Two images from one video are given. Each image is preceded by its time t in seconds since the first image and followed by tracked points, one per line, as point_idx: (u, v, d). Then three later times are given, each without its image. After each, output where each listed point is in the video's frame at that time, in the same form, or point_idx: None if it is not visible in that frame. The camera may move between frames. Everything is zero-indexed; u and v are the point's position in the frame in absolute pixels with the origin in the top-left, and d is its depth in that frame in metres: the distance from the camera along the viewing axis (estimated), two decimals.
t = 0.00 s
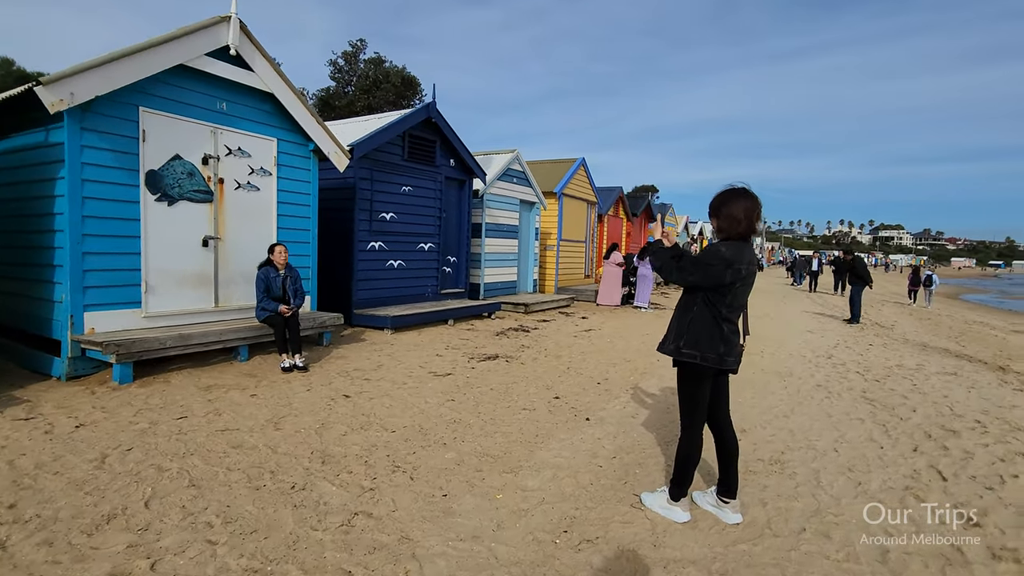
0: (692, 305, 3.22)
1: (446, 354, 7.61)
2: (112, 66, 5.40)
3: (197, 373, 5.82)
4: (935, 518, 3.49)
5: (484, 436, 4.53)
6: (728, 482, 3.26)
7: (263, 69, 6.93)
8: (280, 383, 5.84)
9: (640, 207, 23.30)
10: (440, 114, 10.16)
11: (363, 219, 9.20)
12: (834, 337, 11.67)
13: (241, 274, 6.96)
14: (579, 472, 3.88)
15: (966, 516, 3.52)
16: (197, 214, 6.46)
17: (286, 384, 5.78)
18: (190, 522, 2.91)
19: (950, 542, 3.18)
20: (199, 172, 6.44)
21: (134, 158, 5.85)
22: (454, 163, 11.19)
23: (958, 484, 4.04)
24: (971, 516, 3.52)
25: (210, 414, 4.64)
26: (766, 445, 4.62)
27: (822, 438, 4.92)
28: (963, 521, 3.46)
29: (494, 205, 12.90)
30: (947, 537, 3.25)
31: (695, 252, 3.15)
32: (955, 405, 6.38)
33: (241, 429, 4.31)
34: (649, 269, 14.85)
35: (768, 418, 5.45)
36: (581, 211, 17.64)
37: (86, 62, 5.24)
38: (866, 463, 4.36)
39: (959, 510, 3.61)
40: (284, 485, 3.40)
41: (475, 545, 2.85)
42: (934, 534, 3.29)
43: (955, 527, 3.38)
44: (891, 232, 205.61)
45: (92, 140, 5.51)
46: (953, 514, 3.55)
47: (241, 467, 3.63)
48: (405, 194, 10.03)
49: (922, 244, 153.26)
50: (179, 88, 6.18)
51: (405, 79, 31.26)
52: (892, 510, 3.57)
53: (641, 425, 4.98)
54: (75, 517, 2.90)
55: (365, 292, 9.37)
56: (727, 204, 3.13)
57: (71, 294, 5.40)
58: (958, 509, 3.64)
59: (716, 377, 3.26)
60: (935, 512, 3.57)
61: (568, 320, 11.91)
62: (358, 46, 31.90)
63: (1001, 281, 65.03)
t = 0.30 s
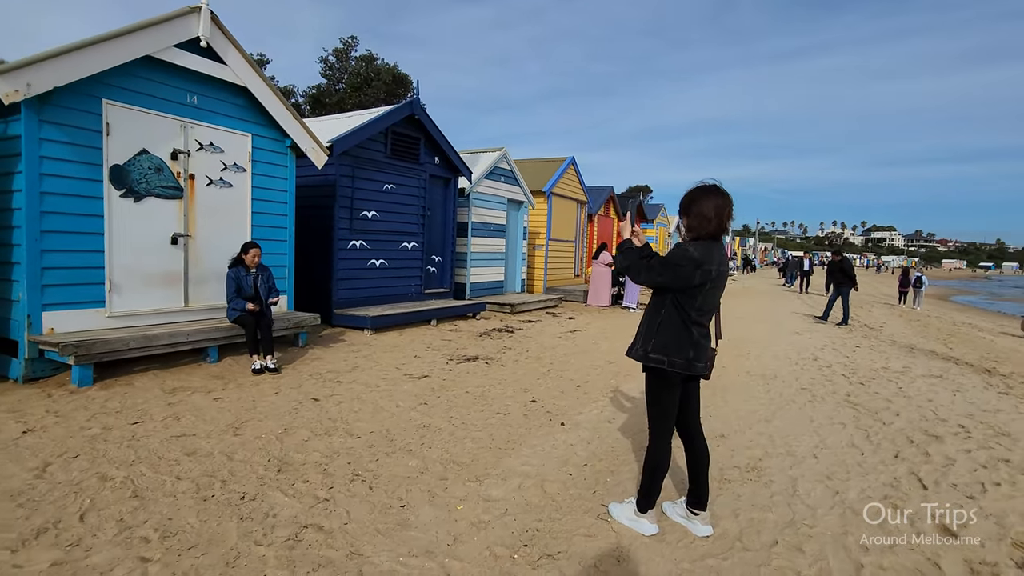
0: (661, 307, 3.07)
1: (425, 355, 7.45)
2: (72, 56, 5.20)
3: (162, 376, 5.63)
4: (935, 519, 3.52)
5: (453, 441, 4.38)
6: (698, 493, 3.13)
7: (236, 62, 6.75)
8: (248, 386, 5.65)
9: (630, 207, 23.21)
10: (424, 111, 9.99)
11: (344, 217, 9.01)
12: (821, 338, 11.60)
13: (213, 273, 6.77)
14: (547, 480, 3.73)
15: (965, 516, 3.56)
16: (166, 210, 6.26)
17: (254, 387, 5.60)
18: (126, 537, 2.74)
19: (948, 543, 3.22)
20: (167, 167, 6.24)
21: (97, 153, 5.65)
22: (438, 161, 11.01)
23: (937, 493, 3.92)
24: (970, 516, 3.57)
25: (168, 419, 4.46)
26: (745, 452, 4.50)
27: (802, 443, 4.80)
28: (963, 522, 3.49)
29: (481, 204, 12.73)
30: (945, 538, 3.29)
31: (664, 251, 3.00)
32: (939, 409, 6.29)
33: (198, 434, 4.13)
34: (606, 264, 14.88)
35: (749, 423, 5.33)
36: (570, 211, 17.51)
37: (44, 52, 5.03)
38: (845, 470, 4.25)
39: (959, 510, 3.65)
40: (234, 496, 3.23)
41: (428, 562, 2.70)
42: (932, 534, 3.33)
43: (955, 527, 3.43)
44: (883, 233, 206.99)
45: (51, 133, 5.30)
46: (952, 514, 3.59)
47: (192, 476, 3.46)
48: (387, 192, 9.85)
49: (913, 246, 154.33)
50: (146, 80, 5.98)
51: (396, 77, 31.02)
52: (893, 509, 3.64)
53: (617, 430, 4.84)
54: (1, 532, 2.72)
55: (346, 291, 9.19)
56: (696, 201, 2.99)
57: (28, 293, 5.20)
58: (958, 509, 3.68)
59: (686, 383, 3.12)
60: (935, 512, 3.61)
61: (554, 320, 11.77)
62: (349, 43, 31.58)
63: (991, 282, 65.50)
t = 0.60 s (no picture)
0: (640, 310, 2.92)
1: (413, 357, 7.32)
2: (48, 51, 5.09)
3: (141, 377, 5.52)
4: (936, 519, 3.56)
5: (432, 447, 4.24)
6: (678, 505, 2.99)
7: (220, 58, 6.63)
8: (228, 388, 5.53)
9: (630, 206, 23.06)
10: (417, 109, 9.86)
11: (335, 216, 8.88)
12: (821, 340, 11.41)
13: (197, 272, 6.65)
14: (525, 489, 3.59)
15: (966, 516, 3.60)
16: (148, 208, 6.15)
17: (234, 389, 5.48)
18: (74, 550, 2.62)
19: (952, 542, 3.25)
20: (149, 165, 6.12)
21: (76, 149, 5.54)
22: (432, 159, 10.87)
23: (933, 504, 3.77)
24: (971, 517, 3.60)
25: (140, 422, 4.34)
26: (734, 459, 4.35)
27: (794, 450, 4.64)
28: (965, 522, 3.53)
29: (476, 203, 12.59)
30: (948, 538, 3.32)
31: (643, 252, 2.85)
32: (938, 415, 6.12)
33: (168, 439, 4.01)
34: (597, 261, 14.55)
35: (741, 428, 5.18)
36: (568, 210, 17.36)
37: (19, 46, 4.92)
38: (837, 479, 4.09)
39: (959, 510, 3.68)
40: (195, 505, 3.11)
41: None
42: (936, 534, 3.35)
43: (956, 527, 3.46)
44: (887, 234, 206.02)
45: (26, 129, 5.20)
46: (953, 514, 3.62)
47: (155, 483, 3.33)
48: (380, 191, 9.72)
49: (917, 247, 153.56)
50: (128, 76, 5.86)
51: (396, 77, 30.91)
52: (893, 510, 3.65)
53: (603, 436, 4.69)
54: None
55: (336, 291, 9.06)
56: (676, 198, 2.84)
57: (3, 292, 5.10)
58: (959, 509, 3.72)
59: (665, 390, 2.98)
60: (936, 512, 3.64)
61: (549, 321, 11.63)
62: (349, 43, 31.52)
63: (996, 283, 65.03)
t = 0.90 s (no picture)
0: (609, 306, 2.79)
1: (403, 354, 7.24)
2: (29, 41, 5.03)
3: (123, 372, 5.48)
4: (934, 518, 3.53)
5: (408, 445, 4.15)
6: (650, 509, 2.87)
7: (208, 50, 6.56)
8: (210, 383, 5.47)
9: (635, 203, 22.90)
10: (412, 103, 9.76)
11: (328, 211, 8.82)
12: (824, 340, 11.19)
13: (184, 266, 6.61)
14: (497, 490, 3.49)
15: (966, 516, 3.58)
16: (134, 202, 6.11)
17: (216, 385, 5.42)
18: (21, 549, 2.54)
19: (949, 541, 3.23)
20: (135, 158, 6.08)
21: (58, 142, 5.50)
22: (429, 154, 10.77)
23: (925, 511, 3.61)
24: (970, 517, 3.57)
25: (114, 418, 4.29)
26: (719, 461, 4.21)
27: (783, 452, 4.50)
28: (963, 521, 3.51)
29: (475, 198, 12.48)
30: (948, 537, 3.29)
31: (612, 245, 2.73)
32: (938, 417, 5.93)
33: (139, 435, 3.94)
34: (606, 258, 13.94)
35: (731, 429, 5.04)
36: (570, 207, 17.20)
37: None
38: (825, 483, 3.95)
39: (958, 510, 3.66)
40: (154, 503, 3.03)
41: None
42: (934, 534, 3.32)
43: (955, 526, 3.44)
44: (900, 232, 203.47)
45: (7, 121, 5.16)
46: (953, 514, 3.60)
47: (117, 480, 3.26)
48: (374, 186, 9.64)
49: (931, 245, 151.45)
50: (112, 68, 5.81)
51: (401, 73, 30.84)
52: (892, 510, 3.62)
53: (586, 436, 4.58)
54: None
55: (330, 287, 9.00)
56: (648, 188, 2.72)
57: None
58: (958, 508, 3.70)
59: (636, 390, 2.86)
60: (935, 511, 3.61)
61: (547, 318, 11.50)
62: (355, 39, 31.48)
63: (1011, 283, 63.91)
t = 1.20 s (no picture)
0: (575, 304, 2.69)
1: (392, 350, 7.17)
2: (10, 32, 4.98)
3: (106, 366, 5.46)
4: (935, 518, 3.55)
5: (382, 444, 4.07)
6: (616, 516, 2.78)
7: (196, 41, 6.50)
8: (192, 378, 5.42)
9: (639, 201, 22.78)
10: (408, 97, 9.66)
11: (322, 206, 8.76)
12: (826, 340, 10.98)
13: (172, 260, 6.58)
14: (466, 492, 3.40)
15: (967, 516, 3.59)
16: (120, 194, 6.07)
17: (198, 380, 5.38)
18: None
19: (950, 542, 3.24)
20: (121, 150, 6.04)
21: (42, 133, 5.47)
22: (426, 149, 10.68)
23: (912, 521, 3.48)
24: (971, 517, 3.59)
25: (88, 412, 4.24)
26: (702, 465, 4.09)
27: (770, 456, 4.37)
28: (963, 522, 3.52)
29: (474, 193, 12.37)
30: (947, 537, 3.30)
31: (578, 242, 2.61)
32: (936, 421, 5.76)
33: (109, 430, 3.89)
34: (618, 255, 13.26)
35: (718, 431, 4.91)
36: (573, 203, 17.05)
37: None
38: (810, 489, 3.82)
39: (959, 510, 3.68)
40: (111, 501, 2.97)
41: None
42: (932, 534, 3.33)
43: (957, 527, 3.45)
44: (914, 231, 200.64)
45: None
46: (953, 514, 3.61)
47: (79, 477, 3.20)
48: (370, 180, 9.56)
49: (945, 245, 149.11)
50: (97, 59, 5.77)
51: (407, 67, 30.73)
52: (892, 510, 3.62)
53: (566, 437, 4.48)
54: None
55: (324, 282, 8.96)
56: (616, 181, 2.61)
57: None
58: (958, 509, 3.71)
59: (601, 393, 2.76)
60: (936, 511, 3.62)
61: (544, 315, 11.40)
62: (361, 33, 31.41)
63: None
